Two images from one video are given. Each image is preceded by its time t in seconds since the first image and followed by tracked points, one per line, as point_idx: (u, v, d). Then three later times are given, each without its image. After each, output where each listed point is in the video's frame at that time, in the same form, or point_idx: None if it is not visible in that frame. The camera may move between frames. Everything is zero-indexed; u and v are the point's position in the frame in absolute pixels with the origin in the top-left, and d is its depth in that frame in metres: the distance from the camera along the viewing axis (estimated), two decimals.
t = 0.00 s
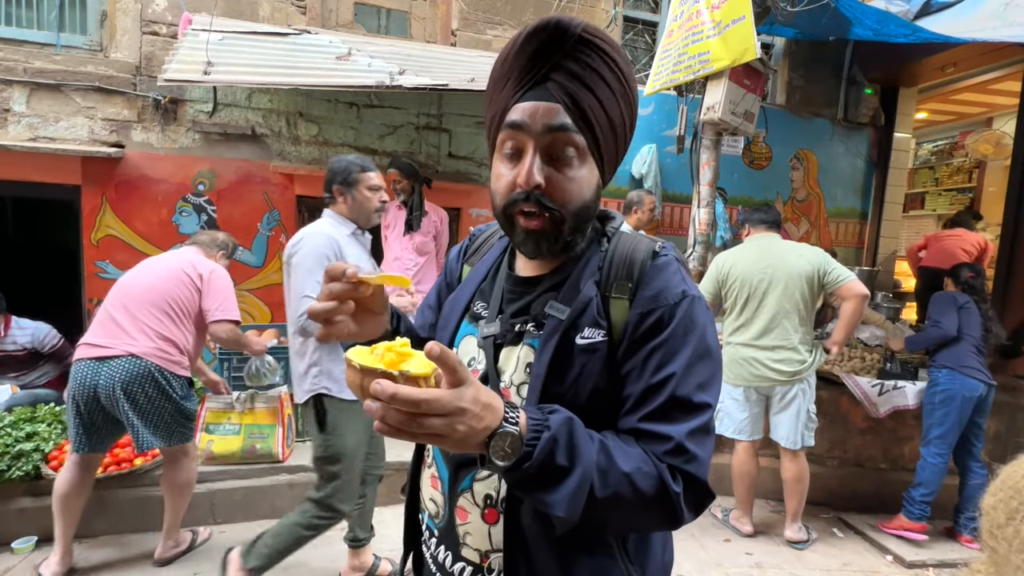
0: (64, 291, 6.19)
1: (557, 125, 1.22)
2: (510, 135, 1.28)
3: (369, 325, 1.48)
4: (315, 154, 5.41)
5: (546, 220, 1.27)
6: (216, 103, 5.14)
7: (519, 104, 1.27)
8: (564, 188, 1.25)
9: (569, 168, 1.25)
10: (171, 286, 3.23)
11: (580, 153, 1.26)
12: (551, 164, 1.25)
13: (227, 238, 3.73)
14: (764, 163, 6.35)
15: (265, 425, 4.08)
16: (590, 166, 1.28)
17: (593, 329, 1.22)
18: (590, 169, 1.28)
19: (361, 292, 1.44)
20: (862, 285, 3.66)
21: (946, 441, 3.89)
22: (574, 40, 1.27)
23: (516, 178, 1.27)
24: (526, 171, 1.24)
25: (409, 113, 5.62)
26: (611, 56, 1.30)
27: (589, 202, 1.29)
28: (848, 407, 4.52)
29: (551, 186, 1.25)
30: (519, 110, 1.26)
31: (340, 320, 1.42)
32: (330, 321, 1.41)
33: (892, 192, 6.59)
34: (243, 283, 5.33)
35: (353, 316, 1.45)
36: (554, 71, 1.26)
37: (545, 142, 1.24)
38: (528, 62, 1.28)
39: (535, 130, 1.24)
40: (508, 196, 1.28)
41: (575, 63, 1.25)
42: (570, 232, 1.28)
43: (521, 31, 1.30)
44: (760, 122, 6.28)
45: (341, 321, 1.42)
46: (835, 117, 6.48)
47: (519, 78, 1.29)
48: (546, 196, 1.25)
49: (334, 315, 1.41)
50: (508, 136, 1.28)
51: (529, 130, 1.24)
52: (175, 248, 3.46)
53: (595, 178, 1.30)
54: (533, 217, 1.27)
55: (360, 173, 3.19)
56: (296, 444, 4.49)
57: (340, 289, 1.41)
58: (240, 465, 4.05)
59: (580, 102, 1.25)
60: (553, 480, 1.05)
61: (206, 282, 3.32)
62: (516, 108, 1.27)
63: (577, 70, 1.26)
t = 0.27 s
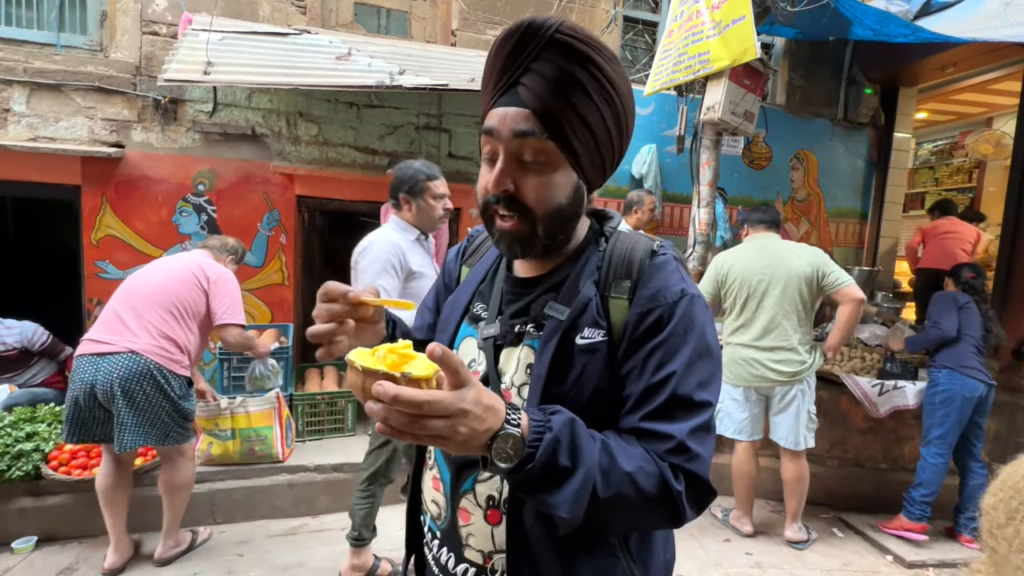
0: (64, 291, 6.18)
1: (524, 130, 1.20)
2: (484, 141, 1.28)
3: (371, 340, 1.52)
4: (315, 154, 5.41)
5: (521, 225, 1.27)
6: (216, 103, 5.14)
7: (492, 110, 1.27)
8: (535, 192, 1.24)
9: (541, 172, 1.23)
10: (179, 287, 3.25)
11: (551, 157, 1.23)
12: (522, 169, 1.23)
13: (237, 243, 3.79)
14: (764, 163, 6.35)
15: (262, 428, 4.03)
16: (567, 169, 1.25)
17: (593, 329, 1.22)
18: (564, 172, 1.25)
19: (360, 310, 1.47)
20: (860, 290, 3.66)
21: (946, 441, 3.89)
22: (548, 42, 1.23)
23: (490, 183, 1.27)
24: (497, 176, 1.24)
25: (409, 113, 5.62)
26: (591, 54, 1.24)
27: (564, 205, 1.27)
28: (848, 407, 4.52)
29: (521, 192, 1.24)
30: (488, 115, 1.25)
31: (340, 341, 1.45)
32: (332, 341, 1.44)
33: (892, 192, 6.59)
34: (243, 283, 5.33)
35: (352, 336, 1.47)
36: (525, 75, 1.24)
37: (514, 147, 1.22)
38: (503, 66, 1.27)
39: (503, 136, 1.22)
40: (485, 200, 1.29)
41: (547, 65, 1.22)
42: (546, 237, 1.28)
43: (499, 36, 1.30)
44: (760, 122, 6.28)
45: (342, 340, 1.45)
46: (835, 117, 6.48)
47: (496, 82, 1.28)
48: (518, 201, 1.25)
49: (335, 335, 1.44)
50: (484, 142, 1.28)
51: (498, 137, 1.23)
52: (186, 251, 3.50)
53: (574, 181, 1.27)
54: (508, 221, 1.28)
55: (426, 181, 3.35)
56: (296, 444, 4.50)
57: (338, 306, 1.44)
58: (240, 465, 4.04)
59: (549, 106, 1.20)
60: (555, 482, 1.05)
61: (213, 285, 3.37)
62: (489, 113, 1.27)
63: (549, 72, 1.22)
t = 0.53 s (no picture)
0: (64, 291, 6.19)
1: (507, 132, 1.20)
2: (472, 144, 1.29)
3: (367, 336, 1.51)
4: (315, 154, 5.41)
5: (510, 225, 1.27)
6: (216, 103, 5.14)
7: (478, 113, 1.27)
8: (522, 192, 1.24)
9: (527, 173, 1.23)
10: (178, 290, 3.29)
11: (536, 157, 1.22)
12: (508, 170, 1.23)
13: (235, 249, 3.82)
14: (764, 163, 6.34)
15: (262, 429, 4.03)
16: (554, 168, 1.24)
17: (589, 328, 1.22)
18: (551, 171, 1.24)
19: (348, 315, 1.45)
20: (861, 284, 3.64)
21: (946, 442, 3.89)
22: (528, 43, 1.23)
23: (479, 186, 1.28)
24: (484, 179, 1.25)
25: (409, 113, 5.62)
26: (572, 52, 1.23)
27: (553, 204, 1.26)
28: (848, 407, 4.52)
29: (508, 192, 1.24)
30: (473, 120, 1.26)
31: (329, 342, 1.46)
32: (325, 342, 1.45)
33: (892, 192, 6.59)
34: (243, 283, 5.33)
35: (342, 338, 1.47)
36: (508, 77, 1.24)
37: (498, 150, 1.22)
38: (486, 71, 1.28)
39: (487, 140, 1.22)
40: (476, 202, 1.30)
41: (527, 67, 1.22)
42: (535, 236, 1.28)
43: (482, 39, 1.30)
44: (760, 122, 6.28)
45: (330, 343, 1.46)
46: (835, 117, 6.48)
47: (481, 85, 1.29)
48: (506, 202, 1.25)
49: (326, 335, 1.45)
50: (471, 145, 1.28)
51: (483, 139, 1.23)
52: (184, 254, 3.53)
53: (562, 180, 1.26)
54: (498, 222, 1.28)
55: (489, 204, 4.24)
56: (296, 444, 4.49)
57: (326, 311, 1.43)
58: (240, 466, 4.04)
59: (530, 108, 1.20)
60: (550, 483, 1.05)
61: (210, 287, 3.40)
62: (475, 117, 1.28)
63: (531, 73, 1.22)
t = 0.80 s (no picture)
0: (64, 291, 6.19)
1: (507, 131, 1.20)
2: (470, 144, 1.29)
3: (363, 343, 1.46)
4: (315, 154, 5.41)
5: (506, 226, 1.27)
6: (216, 103, 5.14)
7: (478, 112, 1.27)
8: (519, 193, 1.23)
9: (525, 174, 1.23)
10: (179, 292, 3.30)
11: (534, 158, 1.22)
12: (506, 170, 1.23)
13: (235, 253, 3.83)
14: (764, 163, 6.35)
15: (262, 429, 4.02)
16: (552, 169, 1.24)
17: (584, 328, 1.22)
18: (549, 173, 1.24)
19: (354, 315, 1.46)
20: (860, 286, 3.66)
21: (945, 442, 3.89)
22: (530, 44, 1.23)
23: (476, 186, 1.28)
24: (482, 179, 1.25)
25: (409, 113, 5.62)
26: (574, 55, 1.23)
27: (550, 206, 1.26)
28: (848, 407, 4.52)
29: (506, 193, 1.24)
30: (472, 120, 1.26)
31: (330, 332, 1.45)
32: (328, 327, 1.44)
33: (892, 192, 6.59)
34: (243, 283, 5.33)
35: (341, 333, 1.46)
36: (509, 77, 1.24)
37: (496, 149, 1.22)
38: (486, 70, 1.28)
39: (487, 139, 1.22)
40: (473, 202, 1.30)
41: (529, 67, 1.22)
42: (532, 237, 1.27)
43: (483, 39, 1.31)
44: (760, 122, 6.28)
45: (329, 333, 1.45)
46: (835, 117, 6.48)
47: (481, 85, 1.29)
48: (503, 203, 1.25)
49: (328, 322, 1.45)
50: (470, 144, 1.28)
51: (482, 138, 1.23)
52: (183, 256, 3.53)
53: (560, 182, 1.26)
54: (495, 222, 1.28)
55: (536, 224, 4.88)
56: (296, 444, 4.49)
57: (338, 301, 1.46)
58: (240, 466, 4.04)
59: (530, 108, 1.20)
60: (543, 481, 1.05)
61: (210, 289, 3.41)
62: (475, 115, 1.28)
63: (532, 73, 1.22)
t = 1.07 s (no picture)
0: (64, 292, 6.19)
1: (505, 126, 1.20)
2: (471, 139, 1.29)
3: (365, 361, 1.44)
4: (315, 154, 5.41)
5: (504, 221, 1.27)
6: (216, 103, 5.14)
7: (479, 107, 1.27)
8: (517, 188, 1.23)
9: (523, 169, 1.23)
10: (184, 293, 3.30)
11: (532, 153, 1.22)
12: (504, 166, 1.23)
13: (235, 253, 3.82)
14: (764, 163, 6.35)
15: (262, 429, 4.02)
16: (551, 165, 1.24)
17: (583, 329, 1.22)
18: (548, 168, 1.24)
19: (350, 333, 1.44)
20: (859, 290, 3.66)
21: (945, 442, 3.89)
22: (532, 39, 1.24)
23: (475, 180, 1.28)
24: (480, 173, 1.25)
25: (409, 113, 5.62)
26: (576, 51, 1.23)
27: (548, 202, 1.26)
28: (848, 407, 4.53)
29: (504, 187, 1.24)
30: (474, 112, 1.27)
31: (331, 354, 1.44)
32: (328, 348, 1.43)
33: (892, 192, 6.59)
34: (243, 283, 5.33)
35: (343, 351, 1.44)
36: (510, 72, 1.24)
37: (495, 144, 1.22)
38: (489, 65, 1.29)
39: (486, 134, 1.23)
40: (472, 198, 1.30)
41: (530, 62, 1.22)
42: (530, 234, 1.27)
43: (487, 35, 1.31)
44: (760, 122, 6.28)
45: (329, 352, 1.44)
46: (835, 117, 6.48)
47: (483, 80, 1.30)
48: (501, 198, 1.25)
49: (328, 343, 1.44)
50: (470, 139, 1.29)
51: (481, 134, 1.24)
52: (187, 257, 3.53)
53: (559, 177, 1.25)
54: (493, 217, 1.28)
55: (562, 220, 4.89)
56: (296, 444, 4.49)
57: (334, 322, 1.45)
58: (240, 466, 4.04)
59: (529, 101, 1.20)
60: (537, 482, 1.05)
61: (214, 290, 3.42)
62: (476, 110, 1.28)
63: (533, 68, 1.22)
